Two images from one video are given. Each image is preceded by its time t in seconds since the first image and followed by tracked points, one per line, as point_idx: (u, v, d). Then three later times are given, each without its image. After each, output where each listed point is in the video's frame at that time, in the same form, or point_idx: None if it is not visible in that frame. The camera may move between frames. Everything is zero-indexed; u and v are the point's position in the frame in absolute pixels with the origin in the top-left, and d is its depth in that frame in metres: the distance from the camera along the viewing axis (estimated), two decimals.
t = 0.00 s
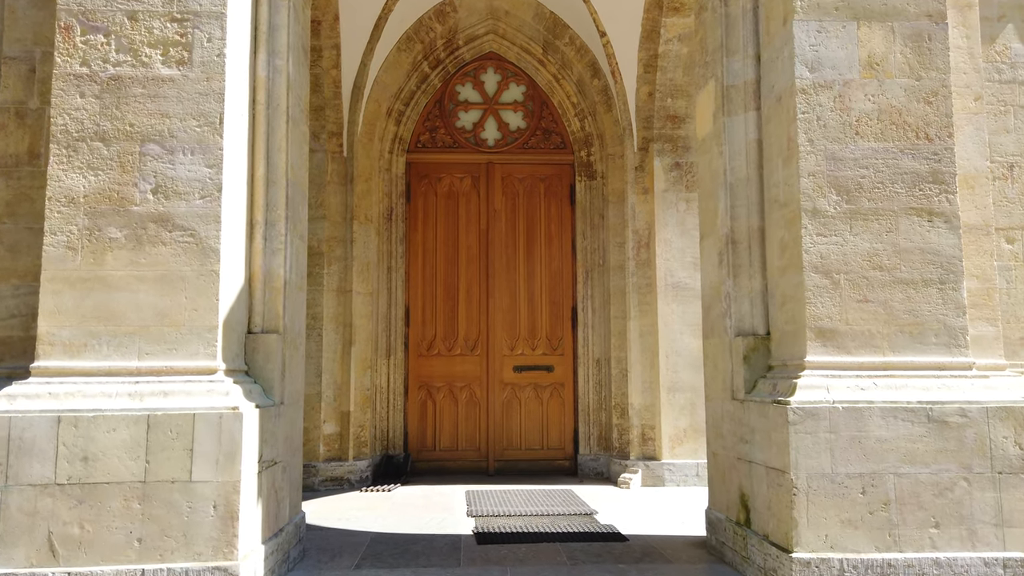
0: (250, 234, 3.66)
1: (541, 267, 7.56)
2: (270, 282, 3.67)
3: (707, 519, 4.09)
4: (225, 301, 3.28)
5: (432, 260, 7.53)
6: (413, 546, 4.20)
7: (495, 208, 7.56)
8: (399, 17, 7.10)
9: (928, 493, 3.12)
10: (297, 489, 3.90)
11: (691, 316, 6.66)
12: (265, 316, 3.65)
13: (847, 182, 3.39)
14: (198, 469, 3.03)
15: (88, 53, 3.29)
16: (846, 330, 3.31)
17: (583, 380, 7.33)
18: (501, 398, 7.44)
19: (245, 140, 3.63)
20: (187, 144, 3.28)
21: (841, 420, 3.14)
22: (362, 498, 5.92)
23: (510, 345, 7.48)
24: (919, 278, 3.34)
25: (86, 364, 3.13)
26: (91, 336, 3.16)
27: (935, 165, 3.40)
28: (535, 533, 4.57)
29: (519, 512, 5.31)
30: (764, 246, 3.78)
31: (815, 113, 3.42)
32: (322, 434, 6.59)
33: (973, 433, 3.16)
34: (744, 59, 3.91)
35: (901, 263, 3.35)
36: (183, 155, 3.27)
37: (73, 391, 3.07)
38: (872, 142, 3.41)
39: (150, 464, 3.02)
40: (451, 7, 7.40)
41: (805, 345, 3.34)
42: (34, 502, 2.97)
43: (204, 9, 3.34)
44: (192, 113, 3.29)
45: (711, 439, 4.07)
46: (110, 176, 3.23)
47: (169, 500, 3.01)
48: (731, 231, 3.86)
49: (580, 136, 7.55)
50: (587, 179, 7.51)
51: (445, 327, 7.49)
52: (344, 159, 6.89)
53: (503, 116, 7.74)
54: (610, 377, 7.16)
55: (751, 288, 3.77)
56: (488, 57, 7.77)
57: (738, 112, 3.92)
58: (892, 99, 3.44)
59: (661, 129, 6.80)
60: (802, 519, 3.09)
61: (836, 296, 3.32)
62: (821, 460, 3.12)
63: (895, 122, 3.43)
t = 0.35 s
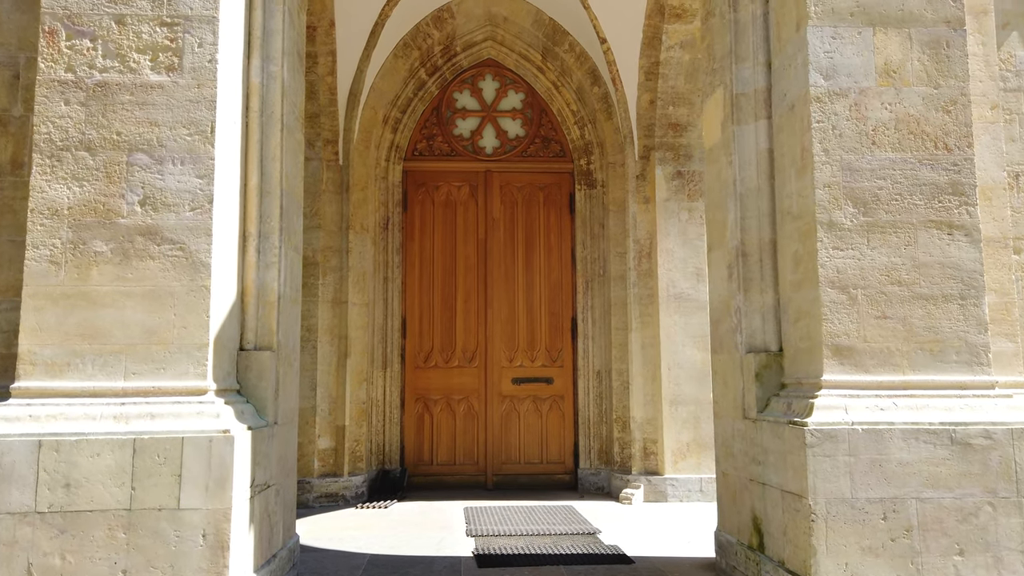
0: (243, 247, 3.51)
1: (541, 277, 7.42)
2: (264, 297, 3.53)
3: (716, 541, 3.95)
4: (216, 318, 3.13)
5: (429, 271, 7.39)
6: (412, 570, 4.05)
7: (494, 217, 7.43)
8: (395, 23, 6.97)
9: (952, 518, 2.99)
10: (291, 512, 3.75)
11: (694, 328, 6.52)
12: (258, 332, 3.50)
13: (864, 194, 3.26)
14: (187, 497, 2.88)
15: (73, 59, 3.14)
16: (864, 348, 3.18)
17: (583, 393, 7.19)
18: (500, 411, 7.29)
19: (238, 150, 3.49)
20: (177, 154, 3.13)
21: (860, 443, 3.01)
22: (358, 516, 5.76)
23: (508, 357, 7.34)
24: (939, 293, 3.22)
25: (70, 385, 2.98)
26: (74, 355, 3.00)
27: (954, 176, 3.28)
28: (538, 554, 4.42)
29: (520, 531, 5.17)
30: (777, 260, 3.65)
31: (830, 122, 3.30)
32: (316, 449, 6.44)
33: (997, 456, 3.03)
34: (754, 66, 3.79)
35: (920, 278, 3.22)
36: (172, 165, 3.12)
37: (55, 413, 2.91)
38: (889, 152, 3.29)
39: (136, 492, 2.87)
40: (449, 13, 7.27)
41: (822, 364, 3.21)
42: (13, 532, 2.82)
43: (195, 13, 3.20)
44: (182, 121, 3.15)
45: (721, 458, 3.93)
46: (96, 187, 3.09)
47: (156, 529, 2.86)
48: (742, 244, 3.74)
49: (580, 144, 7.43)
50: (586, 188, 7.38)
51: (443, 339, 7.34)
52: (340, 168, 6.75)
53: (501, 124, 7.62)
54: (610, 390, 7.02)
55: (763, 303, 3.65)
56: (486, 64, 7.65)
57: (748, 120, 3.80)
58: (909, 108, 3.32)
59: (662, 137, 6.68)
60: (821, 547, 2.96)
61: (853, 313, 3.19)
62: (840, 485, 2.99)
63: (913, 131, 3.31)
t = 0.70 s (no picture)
0: (237, 264, 3.41)
1: (539, 293, 7.33)
2: (259, 315, 3.43)
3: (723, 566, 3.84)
4: (209, 337, 3.02)
5: (426, 287, 7.29)
6: None
7: (491, 233, 7.35)
8: (393, 37, 6.90)
9: (970, 545, 2.89)
10: (285, 537, 3.63)
11: (695, 345, 6.43)
12: (252, 352, 3.40)
13: (876, 210, 3.19)
14: (177, 524, 2.77)
15: (63, 69, 3.06)
16: (878, 368, 3.09)
17: (582, 411, 7.09)
18: (498, 430, 7.17)
19: (233, 163, 3.40)
20: (170, 168, 3.04)
21: (875, 466, 2.92)
22: (354, 539, 5.63)
23: (506, 375, 7.23)
24: (953, 312, 3.13)
25: (55, 407, 2.86)
26: (61, 376, 2.89)
27: (967, 192, 3.20)
28: None
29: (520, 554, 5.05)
30: (785, 277, 3.57)
31: (840, 137, 3.23)
32: (311, 469, 6.31)
33: (1016, 480, 2.94)
34: (760, 80, 3.73)
35: (934, 296, 3.14)
36: (164, 179, 3.03)
37: (39, 437, 2.80)
38: (900, 167, 3.22)
39: (123, 519, 2.76)
40: (447, 28, 7.20)
41: (833, 385, 3.12)
42: None
43: (189, 24, 3.12)
44: (175, 134, 3.06)
45: (728, 480, 3.83)
46: (85, 202, 2.99)
47: (144, 558, 2.75)
48: (749, 261, 3.65)
49: (579, 159, 7.37)
50: (585, 204, 7.32)
51: (440, 356, 7.23)
52: (336, 183, 6.67)
53: (499, 139, 7.56)
54: (610, 409, 6.92)
55: (771, 322, 3.56)
56: (484, 79, 7.60)
57: (753, 135, 3.73)
58: (920, 122, 3.25)
59: (662, 152, 6.62)
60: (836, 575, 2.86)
61: (866, 332, 3.11)
62: (855, 510, 2.90)
63: (924, 146, 3.24)
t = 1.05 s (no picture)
0: (237, 287, 3.36)
1: (538, 317, 7.28)
2: (258, 340, 3.36)
3: None
4: (207, 364, 2.96)
5: (424, 310, 7.23)
6: None
7: (490, 256, 7.31)
8: (392, 61, 6.90)
9: None
10: (282, 568, 3.53)
11: (696, 370, 6.37)
12: (251, 377, 3.33)
13: (884, 234, 3.15)
14: (173, 557, 2.70)
15: (63, 91, 3.02)
16: (889, 395, 3.04)
17: (582, 437, 7.01)
18: (497, 456, 7.08)
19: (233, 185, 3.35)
20: (170, 190, 2.99)
21: (889, 496, 2.86)
22: (350, 568, 5.52)
23: (505, 399, 7.15)
24: (964, 338, 3.09)
25: (48, 436, 2.79)
26: (55, 403, 2.82)
27: (976, 216, 3.17)
28: None
29: None
30: (792, 302, 3.53)
31: (847, 161, 3.21)
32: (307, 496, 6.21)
33: None
34: (764, 103, 3.72)
35: (945, 322, 3.10)
36: (164, 202, 2.98)
37: (32, 466, 2.72)
38: (908, 192, 3.19)
39: (117, 552, 2.68)
40: (446, 52, 7.21)
41: (844, 412, 3.06)
42: None
43: (191, 46, 3.09)
44: (176, 157, 3.02)
45: (736, 508, 3.76)
46: (83, 225, 2.93)
47: None
48: (755, 285, 3.61)
49: (578, 182, 7.36)
50: (585, 227, 7.30)
51: (438, 380, 7.15)
52: (334, 206, 6.65)
53: (498, 162, 7.55)
54: (610, 434, 6.84)
55: (778, 347, 3.52)
56: (483, 102, 7.60)
57: (759, 158, 3.71)
58: (927, 146, 3.23)
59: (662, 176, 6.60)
60: None
61: (876, 358, 3.06)
62: (869, 541, 2.84)
63: (932, 170, 3.21)
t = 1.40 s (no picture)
0: (238, 328, 3.32)
1: (537, 355, 7.24)
2: (259, 381, 3.32)
3: None
4: (208, 407, 2.91)
5: (423, 348, 7.18)
6: None
7: (489, 294, 7.29)
8: (393, 100, 6.95)
9: None
10: None
11: (697, 409, 6.32)
12: (251, 420, 3.28)
13: (891, 276, 3.15)
14: None
15: (68, 132, 3.01)
16: (899, 439, 3.00)
17: (582, 477, 6.93)
18: (496, 496, 6.98)
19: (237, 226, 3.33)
20: (173, 231, 2.97)
21: (903, 543, 2.81)
22: None
23: (504, 439, 7.07)
24: (973, 381, 3.06)
25: (45, 481, 2.72)
26: (52, 448, 2.76)
27: (982, 259, 3.17)
28: None
29: None
30: (798, 344, 3.51)
31: (852, 203, 3.21)
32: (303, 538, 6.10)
33: None
34: (767, 145, 3.74)
35: (954, 365, 3.08)
36: (168, 243, 2.96)
37: (27, 513, 2.65)
38: (913, 234, 3.20)
39: None
40: (446, 91, 7.27)
41: (854, 456, 3.02)
42: None
43: (198, 87, 3.10)
44: (181, 197, 3.00)
45: (743, 553, 3.69)
46: (86, 266, 2.91)
47: None
48: (760, 325, 3.59)
49: (577, 221, 7.39)
50: (584, 265, 7.30)
51: (437, 419, 7.07)
52: (334, 244, 6.66)
53: (497, 200, 7.57)
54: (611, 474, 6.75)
55: (785, 389, 3.49)
56: (482, 141, 7.65)
57: (762, 200, 3.72)
58: (931, 188, 3.24)
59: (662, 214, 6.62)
60: None
61: (885, 401, 3.03)
62: None
63: (937, 212, 3.22)
